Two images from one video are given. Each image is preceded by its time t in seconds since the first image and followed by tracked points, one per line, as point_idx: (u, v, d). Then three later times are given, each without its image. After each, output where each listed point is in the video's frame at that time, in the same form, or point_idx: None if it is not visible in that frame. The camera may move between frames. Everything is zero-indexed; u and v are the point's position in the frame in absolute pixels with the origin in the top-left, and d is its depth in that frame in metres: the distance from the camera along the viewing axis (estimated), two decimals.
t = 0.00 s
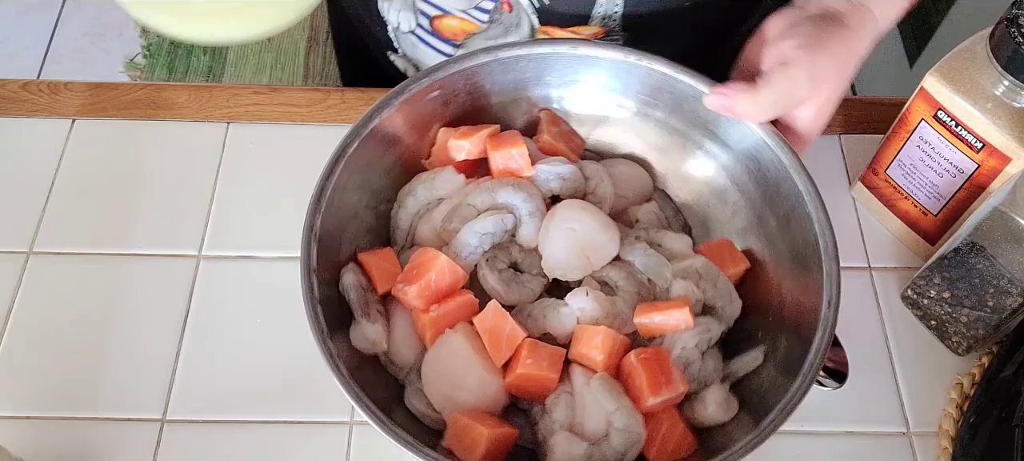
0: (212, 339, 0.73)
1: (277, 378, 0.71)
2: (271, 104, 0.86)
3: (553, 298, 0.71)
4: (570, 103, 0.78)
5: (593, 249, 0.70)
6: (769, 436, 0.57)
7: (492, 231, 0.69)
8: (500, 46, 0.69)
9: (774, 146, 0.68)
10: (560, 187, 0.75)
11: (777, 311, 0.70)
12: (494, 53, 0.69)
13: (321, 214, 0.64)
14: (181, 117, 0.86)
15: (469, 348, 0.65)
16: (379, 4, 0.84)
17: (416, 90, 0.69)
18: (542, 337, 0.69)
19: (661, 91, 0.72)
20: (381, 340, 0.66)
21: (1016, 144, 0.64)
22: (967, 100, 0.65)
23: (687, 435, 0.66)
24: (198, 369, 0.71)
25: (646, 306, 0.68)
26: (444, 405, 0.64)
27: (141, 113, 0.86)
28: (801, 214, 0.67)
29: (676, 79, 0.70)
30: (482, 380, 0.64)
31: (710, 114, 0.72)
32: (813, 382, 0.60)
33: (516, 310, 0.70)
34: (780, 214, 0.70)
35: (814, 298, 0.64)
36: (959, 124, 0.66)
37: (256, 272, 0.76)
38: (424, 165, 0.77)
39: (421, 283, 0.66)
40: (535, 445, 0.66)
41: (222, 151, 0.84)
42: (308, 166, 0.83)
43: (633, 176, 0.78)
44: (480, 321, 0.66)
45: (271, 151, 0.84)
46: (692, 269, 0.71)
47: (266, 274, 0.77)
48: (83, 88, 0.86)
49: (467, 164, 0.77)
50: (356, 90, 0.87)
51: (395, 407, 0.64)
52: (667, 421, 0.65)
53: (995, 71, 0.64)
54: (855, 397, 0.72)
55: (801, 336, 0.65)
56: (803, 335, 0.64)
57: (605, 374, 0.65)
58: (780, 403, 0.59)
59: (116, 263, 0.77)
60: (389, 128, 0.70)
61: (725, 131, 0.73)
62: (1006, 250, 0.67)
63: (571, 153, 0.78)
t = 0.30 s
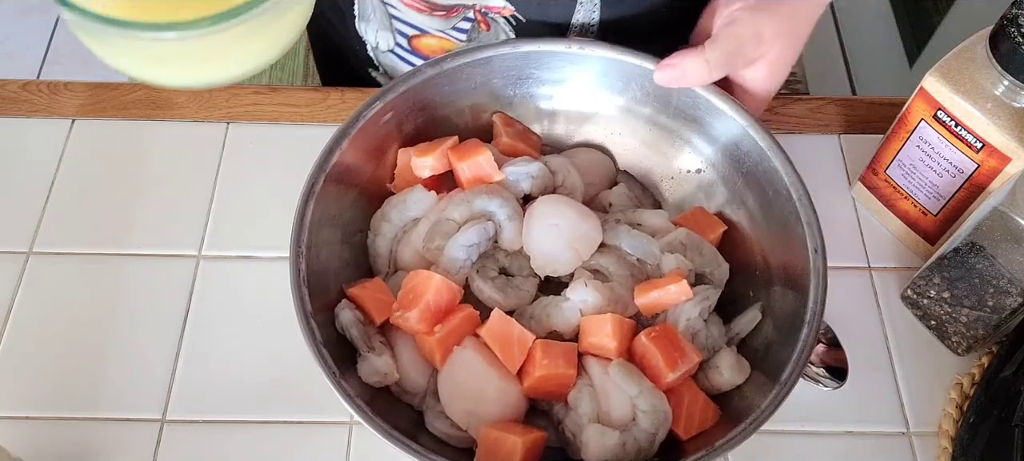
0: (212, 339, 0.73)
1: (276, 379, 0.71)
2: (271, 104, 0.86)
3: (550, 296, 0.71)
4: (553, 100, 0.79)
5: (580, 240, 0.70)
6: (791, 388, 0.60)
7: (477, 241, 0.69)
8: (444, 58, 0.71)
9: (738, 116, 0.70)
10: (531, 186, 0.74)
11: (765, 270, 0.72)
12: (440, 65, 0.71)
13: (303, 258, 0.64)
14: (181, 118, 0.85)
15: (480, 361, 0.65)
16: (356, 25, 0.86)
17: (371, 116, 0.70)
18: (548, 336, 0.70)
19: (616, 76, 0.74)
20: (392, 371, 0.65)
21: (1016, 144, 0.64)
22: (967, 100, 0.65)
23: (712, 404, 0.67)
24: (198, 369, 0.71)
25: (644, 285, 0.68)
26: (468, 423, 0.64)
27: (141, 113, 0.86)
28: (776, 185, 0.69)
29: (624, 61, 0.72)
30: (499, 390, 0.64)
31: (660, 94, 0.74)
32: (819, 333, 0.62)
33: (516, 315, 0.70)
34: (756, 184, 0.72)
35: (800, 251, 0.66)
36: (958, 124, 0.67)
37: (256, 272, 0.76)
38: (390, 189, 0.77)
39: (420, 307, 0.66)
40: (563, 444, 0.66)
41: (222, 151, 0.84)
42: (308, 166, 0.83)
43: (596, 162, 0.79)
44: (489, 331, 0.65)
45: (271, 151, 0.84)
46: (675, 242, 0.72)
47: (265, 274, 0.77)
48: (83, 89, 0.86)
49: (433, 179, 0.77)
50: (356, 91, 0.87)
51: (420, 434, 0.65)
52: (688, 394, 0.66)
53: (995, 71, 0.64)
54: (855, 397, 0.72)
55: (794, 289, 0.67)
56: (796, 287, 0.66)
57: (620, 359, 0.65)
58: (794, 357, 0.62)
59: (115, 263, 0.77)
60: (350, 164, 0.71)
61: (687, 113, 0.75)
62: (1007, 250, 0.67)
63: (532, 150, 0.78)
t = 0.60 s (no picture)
0: (212, 339, 0.73)
1: (276, 379, 0.71)
2: (270, 104, 0.86)
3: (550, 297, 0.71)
4: (552, 100, 0.79)
5: (581, 240, 0.70)
6: (792, 391, 0.60)
7: (477, 242, 0.69)
8: (445, 58, 0.71)
9: (738, 116, 0.70)
10: (531, 186, 0.74)
11: (765, 271, 0.72)
12: (440, 65, 0.71)
13: (303, 258, 0.64)
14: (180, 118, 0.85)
15: (480, 362, 0.65)
16: (345, 37, 0.86)
17: (371, 117, 0.70)
18: (549, 337, 0.70)
19: (616, 76, 0.74)
20: (392, 372, 0.66)
21: (1016, 144, 0.64)
22: (967, 100, 0.65)
23: (712, 406, 0.67)
24: (198, 369, 0.71)
25: (644, 286, 0.68)
26: (468, 425, 0.64)
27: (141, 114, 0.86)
28: (777, 186, 0.69)
29: (624, 61, 0.72)
30: (499, 391, 0.65)
31: (660, 94, 0.74)
32: (820, 334, 0.63)
33: (516, 316, 0.70)
34: (756, 184, 0.72)
35: (800, 251, 0.66)
36: (958, 124, 0.67)
37: (256, 272, 0.76)
38: (390, 189, 0.77)
39: (420, 308, 0.66)
40: (564, 445, 0.66)
41: (222, 151, 0.84)
42: (308, 166, 0.83)
43: (597, 162, 0.79)
44: (489, 333, 0.65)
45: (271, 151, 0.84)
46: (675, 243, 0.72)
47: (266, 274, 0.77)
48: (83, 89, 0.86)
49: (433, 180, 0.77)
50: (356, 90, 0.87)
51: (419, 435, 0.65)
52: (689, 395, 0.66)
53: (995, 71, 0.63)
54: (854, 396, 0.72)
55: (794, 289, 0.67)
56: (796, 288, 0.67)
57: (620, 361, 0.66)
58: (795, 358, 0.62)
59: (115, 263, 0.77)
60: (349, 164, 0.71)
61: (686, 114, 0.75)
62: (1006, 250, 0.67)
63: (532, 150, 0.78)
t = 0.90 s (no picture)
0: (212, 339, 0.73)
1: (276, 378, 0.71)
2: (271, 104, 0.86)
3: (550, 297, 0.71)
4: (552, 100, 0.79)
5: (581, 240, 0.70)
6: (792, 391, 0.60)
7: (477, 242, 0.69)
8: (445, 58, 0.71)
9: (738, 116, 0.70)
10: (531, 186, 0.74)
11: (765, 271, 0.72)
12: (440, 65, 0.71)
13: (303, 257, 0.64)
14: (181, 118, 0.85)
15: (480, 362, 0.65)
16: (342, 40, 0.86)
17: (371, 117, 0.70)
18: (549, 336, 0.70)
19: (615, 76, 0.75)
20: (392, 372, 0.66)
21: (1016, 144, 0.64)
22: (967, 100, 0.65)
23: (712, 406, 0.67)
24: (198, 368, 0.71)
25: (644, 286, 0.68)
26: (468, 425, 0.64)
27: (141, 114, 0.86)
28: (777, 185, 0.69)
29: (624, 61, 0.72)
30: (498, 391, 0.65)
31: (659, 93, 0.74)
32: (819, 334, 0.62)
33: (516, 316, 0.70)
34: (756, 184, 0.72)
35: (800, 252, 0.66)
36: (958, 124, 0.67)
37: (256, 272, 0.77)
38: (390, 189, 0.77)
39: (420, 308, 0.66)
40: (563, 445, 0.66)
41: (222, 151, 0.84)
42: (307, 166, 0.83)
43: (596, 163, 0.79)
44: (489, 333, 0.65)
45: (271, 150, 0.84)
46: (675, 243, 0.72)
47: (266, 274, 0.77)
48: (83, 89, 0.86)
49: (434, 180, 0.77)
50: (356, 90, 0.87)
51: (419, 436, 0.65)
52: (688, 395, 0.66)
53: (995, 71, 0.63)
54: (854, 396, 0.72)
55: (794, 289, 0.67)
56: (796, 288, 0.67)
57: (620, 360, 0.66)
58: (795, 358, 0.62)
59: (115, 263, 0.77)
60: (349, 164, 0.71)
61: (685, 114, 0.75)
62: (1006, 249, 0.67)
63: (532, 150, 0.78)
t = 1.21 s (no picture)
0: (212, 339, 0.73)
1: (276, 378, 0.71)
2: (270, 104, 0.86)
3: (550, 297, 0.71)
4: (553, 101, 0.79)
5: (581, 240, 0.70)
6: (792, 391, 0.60)
7: (477, 242, 0.69)
8: (445, 57, 0.71)
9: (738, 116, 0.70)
10: (531, 186, 0.74)
11: (765, 271, 0.72)
12: (441, 65, 0.71)
13: (303, 257, 0.64)
14: (181, 118, 0.85)
15: (481, 362, 0.65)
16: (332, 41, 0.87)
17: (371, 116, 0.70)
18: (548, 336, 0.70)
19: (616, 76, 0.75)
20: (392, 372, 0.66)
21: (1016, 144, 0.64)
22: (967, 100, 0.65)
23: (712, 406, 0.67)
24: (198, 368, 0.71)
25: (644, 286, 0.68)
26: (468, 425, 0.64)
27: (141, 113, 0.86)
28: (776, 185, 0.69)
29: (624, 61, 0.72)
30: (498, 391, 0.65)
31: (660, 93, 0.74)
32: (819, 333, 0.63)
33: (516, 316, 0.70)
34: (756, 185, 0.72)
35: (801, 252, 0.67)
36: (958, 124, 0.66)
37: (256, 272, 0.76)
38: (390, 189, 0.77)
39: (420, 308, 0.66)
40: (563, 445, 0.66)
41: (222, 151, 0.84)
42: (307, 166, 0.83)
43: (595, 163, 0.79)
44: (489, 332, 0.65)
45: (271, 150, 0.84)
46: (675, 243, 0.72)
47: (266, 274, 0.77)
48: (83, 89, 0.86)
49: (433, 180, 0.77)
50: (355, 90, 0.87)
51: (419, 436, 0.65)
52: (688, 395, 0.66)
53: (995, 71, 0.63)
54: (854, 397, 0.72)
55: (794, 290, 0.67)
56: (796, 288, 0.67)
57: (620, 360, 0.66)
58: (795, 358, 0.62)
59: (115, 263, 0.77)
60: (349, 164, 0.71)
61: (686, 114, 0.75)
62: (1006, 250, 0.68)
63: (532, 150, 0.78)
